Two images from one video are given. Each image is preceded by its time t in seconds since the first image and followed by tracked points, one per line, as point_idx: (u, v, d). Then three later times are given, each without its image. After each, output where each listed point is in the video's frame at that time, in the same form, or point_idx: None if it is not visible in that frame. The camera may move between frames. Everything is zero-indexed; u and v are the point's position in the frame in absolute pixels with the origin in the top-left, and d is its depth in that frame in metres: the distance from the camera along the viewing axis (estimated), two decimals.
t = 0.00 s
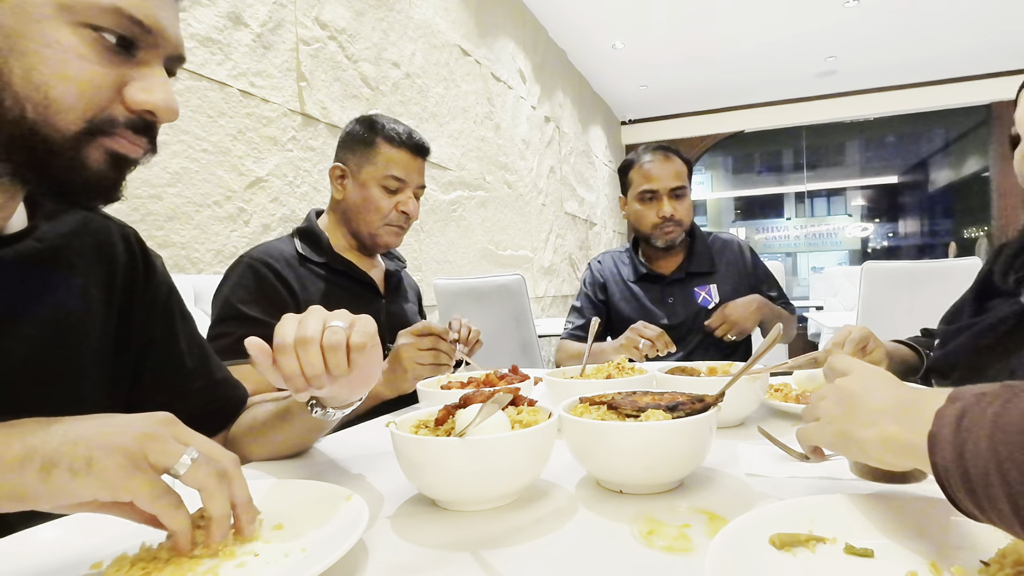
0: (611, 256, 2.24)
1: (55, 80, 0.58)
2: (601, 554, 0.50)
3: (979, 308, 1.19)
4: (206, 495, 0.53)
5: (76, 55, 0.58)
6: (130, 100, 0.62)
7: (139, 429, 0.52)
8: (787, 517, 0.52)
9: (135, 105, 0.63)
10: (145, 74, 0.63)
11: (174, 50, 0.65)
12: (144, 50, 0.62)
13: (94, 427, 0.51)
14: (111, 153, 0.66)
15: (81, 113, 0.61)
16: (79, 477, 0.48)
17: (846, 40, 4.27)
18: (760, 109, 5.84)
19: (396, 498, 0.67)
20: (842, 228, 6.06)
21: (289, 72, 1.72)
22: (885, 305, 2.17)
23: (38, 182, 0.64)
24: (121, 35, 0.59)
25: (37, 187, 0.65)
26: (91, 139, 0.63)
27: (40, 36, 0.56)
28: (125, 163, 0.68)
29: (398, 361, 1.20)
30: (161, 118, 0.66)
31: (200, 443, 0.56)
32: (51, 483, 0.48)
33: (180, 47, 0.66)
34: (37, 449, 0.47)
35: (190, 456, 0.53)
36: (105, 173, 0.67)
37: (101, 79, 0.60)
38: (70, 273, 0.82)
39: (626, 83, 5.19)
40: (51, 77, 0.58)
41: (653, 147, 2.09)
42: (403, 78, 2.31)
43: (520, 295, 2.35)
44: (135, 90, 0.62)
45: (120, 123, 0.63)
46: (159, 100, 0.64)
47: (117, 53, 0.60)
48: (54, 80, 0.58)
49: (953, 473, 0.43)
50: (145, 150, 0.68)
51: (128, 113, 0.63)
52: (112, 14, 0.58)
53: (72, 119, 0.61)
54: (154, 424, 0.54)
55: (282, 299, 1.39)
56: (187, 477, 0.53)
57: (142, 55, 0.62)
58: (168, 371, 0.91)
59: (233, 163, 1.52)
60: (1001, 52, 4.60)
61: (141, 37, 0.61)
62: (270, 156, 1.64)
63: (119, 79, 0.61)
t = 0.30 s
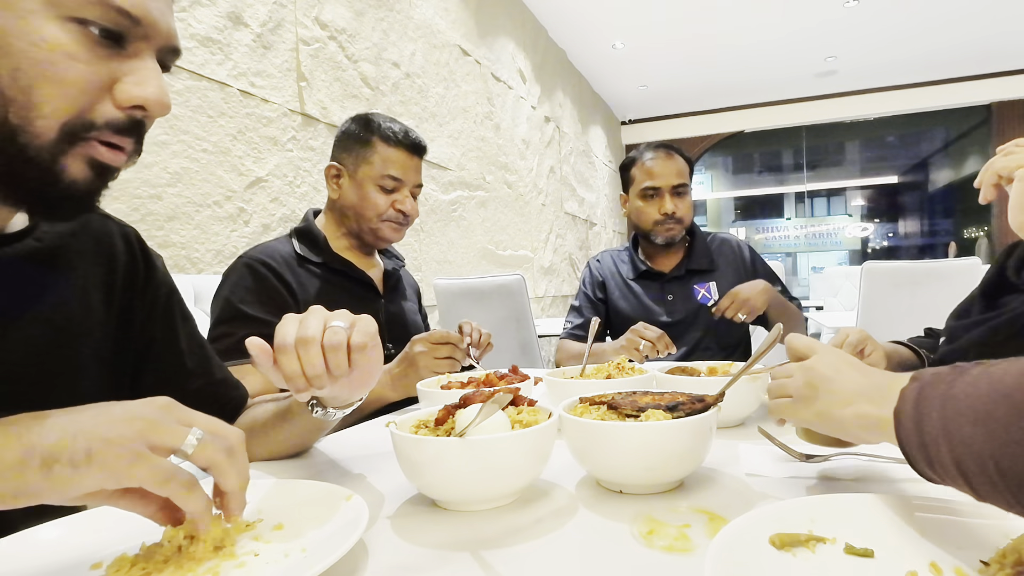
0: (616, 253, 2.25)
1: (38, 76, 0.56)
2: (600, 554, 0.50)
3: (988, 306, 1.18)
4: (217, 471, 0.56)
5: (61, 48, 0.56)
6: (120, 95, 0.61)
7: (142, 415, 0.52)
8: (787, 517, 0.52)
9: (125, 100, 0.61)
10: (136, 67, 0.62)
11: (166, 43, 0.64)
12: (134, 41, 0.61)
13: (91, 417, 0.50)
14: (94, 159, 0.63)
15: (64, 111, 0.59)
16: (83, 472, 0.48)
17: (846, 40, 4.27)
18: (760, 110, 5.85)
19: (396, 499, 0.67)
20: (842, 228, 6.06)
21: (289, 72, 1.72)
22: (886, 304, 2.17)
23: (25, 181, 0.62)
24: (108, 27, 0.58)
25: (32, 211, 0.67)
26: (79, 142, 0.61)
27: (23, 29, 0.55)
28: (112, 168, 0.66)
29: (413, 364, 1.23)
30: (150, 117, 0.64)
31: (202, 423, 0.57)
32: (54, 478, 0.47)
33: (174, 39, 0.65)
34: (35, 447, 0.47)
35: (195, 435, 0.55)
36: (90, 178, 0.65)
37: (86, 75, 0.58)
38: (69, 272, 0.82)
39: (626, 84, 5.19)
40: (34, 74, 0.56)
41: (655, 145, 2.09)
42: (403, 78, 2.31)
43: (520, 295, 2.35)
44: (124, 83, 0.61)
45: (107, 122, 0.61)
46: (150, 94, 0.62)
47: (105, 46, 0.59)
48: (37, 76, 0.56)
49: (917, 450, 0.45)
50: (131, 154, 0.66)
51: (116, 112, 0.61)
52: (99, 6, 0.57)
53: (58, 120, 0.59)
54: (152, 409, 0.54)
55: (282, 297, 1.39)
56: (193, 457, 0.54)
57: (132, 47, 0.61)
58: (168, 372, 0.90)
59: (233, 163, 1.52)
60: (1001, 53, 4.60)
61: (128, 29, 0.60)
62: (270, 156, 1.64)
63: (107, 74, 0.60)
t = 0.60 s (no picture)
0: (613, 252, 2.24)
1: (28, 73, 0.57)
2: (599, 552, 0.50)
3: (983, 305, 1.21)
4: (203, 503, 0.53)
5: (52, 44, 0.57)
6: (113, 92, 0.61)
7: (135, 435, 0.51)
8: (787, 516, 0.52)
9: (118, 98, 0.62)
10: (130, 66, 0.62)
11: (162, 42, 0.64)
12: (127, 40, 0.61)
13: (93, 430, 0.50)
14: (96, 150, 0.65)
15: (60, 105, 0.60)
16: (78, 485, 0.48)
17: (846, 40, 4.28)
18: (760, 110, 5.84)
19: (396, 498, 0.67)
20: (842, 228, 6.05)
21: (289, 72, 1.72)
22: (886, 303, 2.17)
23: (33, 168, 0.64)
24: (99, 26, 0.59)
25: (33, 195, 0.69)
26: (79, 136, 0.63)
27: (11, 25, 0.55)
28: (115, 160, 0.67)
29: (419, 360, 1.23)
30: (146, 114, 0.66)
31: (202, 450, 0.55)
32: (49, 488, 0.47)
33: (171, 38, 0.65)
34: (35, 454, 0.47)
35: (191, 464, 0.52)
36: (91, 171, 0.67)
37: (80, 72, 0.59)
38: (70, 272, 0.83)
39: (626, 84, 5.19)
40: (27, 71, 0.57)
41: (654, 143, 2.09)
42: (403, 78, 2.31)
43: (520, 295, 2.35)
44: (118, 81, 0.61)
45: (103, 117, 0.62)
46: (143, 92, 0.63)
47: (97, 44, 0.59)
48: (27, 73, 0.57)
49: (876, 408, 0.48)
50: (135, 146, 0.68)
51: (110, 108, 0.62)
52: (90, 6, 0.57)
53: (57, 112, 0.60)
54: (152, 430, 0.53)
55: (281, 296, 1.39)
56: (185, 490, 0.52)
57: (127, 46, 0.61)
58: (168, 372, 0.91)
59: (233, 163, 1.52)
60: (1002, 53, 4.60)
61: (121, 28, 0.60)
62: (270, 156, 1.64)
63: (101, 71, 0.60)
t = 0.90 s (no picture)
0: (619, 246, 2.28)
1: (11, 70, 0.58)
2: (599, 551, 0.51)
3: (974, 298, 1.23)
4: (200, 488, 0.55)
5: (35, 43, 0.58)
6: (94, 90, 0.62)
7: (127, 429, 0.53)
8: (787, 516, 0.52)
9: (99, 96, 0.62)
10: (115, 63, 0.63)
11: (151, 40, 0.65)
12: (113, 39, 0.62)
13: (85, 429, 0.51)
14: (77, 150, 0.65)
15: (41, 103, 0.61)
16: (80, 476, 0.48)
17: (846, 40, 4.27)
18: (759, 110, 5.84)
19: (397, 498, 0.67)
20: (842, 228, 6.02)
21: (289, 72, 1.72)
22: (886, 303, 2.18)
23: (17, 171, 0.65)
24: (82, 23, 0.60)
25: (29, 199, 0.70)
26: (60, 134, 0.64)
27: None
28: (98, 159, 0.68)
29: (421, 357, 1.23)
30: (131, 115, 0.66)
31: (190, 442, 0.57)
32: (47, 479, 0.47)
33: (162, 36, 0.66)
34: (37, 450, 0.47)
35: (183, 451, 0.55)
36: (73, 171, 0.67)
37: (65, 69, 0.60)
38: (69, 272, 0.83)
39: (626, 84, 5.19)
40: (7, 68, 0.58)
41: (649, 140, 2.09)
42: (403, 78, 2.31)
43: (520, 295, 2.35)
44: (99, 79, 0.62)
45: (84, 116, 0.63)
46: (127, 91, 0.64)
47: (81, 42, 0.60)
48: (10, 70, 0.58)
49: (857, 411, 0.49)
50: (116, 146, 0.68)
51: (92, 107, 0.63)
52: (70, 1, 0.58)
53: (34, 110, 0.61)
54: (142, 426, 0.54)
55: (281, 297, 1.38)
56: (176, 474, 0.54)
57: (113, 44, 0.62)
58: (168, 372, 0.90)
59: (233, 163, 1.52)
60: (1002, 53, 4.60)
61: (106, 25, 0.61)
62: (271, 156, 1.64)
63: (83, 70, 0.61)
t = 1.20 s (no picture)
0: (624, 242, 2.31)
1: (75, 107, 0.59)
2: (600, 552, 0.51)
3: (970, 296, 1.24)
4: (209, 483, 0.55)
5: (100, 91, 0.59)
6: (144, 137, 0.64)
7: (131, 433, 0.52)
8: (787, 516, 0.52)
9: (147, 140, 0.65)
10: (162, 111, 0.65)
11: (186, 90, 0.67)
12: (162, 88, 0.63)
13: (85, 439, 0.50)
14: (111, 181, 0.67)
15: (96, 143, 0.62)
16: (88, 494, 0.48)
17: (846, 40, 4.27)
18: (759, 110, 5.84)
19: (397, 498, 0.67)
20: (842, 228, 6.01)
21: (289, 72, 1.72)
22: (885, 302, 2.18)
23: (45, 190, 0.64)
24: (146, 78, 0.61)
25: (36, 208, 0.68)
26: (108, 168, 0.65)
27: (66, 73, 0.57)
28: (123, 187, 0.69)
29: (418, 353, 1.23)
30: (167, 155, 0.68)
31: (191, 436, 0.57)
32: (53, 509, 0.47)
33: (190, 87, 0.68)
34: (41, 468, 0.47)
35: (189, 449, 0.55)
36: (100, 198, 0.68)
37: (118, 116, 0.61)
38: (59, 266, 0.82)
39: (626, 83, 5.19)
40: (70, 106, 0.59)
41: (665, 143, 2.07)
42: (403, 78, 2.31)
43: (520, 295, 2.38)
44: (148, 127, 0.64)
45: (131, 153, 0.65)
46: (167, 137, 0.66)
47: (139, 94, 0.62)
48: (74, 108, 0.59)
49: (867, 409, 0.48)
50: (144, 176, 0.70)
51: (137, 145, 0.65)
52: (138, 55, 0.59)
53: (90, 148, 0.63)
54: (139, 431, 0.53)
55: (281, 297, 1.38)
56: (194, 467, 0.55)
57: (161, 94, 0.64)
58: (160, 360, 0.91)
59: (233, 163, 1.52)
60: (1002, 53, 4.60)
61: (160, 80, 0.62)
62: (271, 156, 1.64)
63: (137, 117, 0.63)
